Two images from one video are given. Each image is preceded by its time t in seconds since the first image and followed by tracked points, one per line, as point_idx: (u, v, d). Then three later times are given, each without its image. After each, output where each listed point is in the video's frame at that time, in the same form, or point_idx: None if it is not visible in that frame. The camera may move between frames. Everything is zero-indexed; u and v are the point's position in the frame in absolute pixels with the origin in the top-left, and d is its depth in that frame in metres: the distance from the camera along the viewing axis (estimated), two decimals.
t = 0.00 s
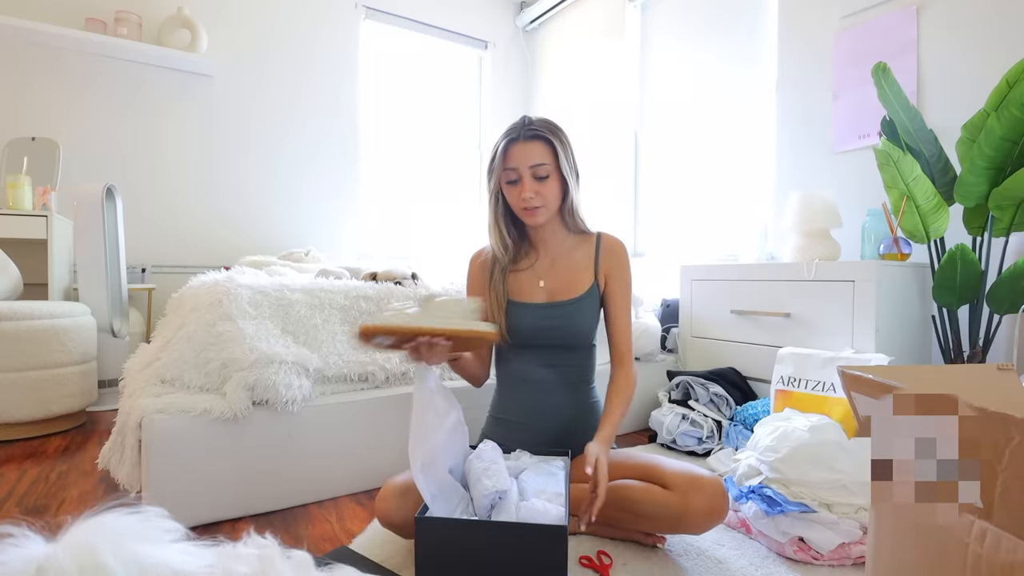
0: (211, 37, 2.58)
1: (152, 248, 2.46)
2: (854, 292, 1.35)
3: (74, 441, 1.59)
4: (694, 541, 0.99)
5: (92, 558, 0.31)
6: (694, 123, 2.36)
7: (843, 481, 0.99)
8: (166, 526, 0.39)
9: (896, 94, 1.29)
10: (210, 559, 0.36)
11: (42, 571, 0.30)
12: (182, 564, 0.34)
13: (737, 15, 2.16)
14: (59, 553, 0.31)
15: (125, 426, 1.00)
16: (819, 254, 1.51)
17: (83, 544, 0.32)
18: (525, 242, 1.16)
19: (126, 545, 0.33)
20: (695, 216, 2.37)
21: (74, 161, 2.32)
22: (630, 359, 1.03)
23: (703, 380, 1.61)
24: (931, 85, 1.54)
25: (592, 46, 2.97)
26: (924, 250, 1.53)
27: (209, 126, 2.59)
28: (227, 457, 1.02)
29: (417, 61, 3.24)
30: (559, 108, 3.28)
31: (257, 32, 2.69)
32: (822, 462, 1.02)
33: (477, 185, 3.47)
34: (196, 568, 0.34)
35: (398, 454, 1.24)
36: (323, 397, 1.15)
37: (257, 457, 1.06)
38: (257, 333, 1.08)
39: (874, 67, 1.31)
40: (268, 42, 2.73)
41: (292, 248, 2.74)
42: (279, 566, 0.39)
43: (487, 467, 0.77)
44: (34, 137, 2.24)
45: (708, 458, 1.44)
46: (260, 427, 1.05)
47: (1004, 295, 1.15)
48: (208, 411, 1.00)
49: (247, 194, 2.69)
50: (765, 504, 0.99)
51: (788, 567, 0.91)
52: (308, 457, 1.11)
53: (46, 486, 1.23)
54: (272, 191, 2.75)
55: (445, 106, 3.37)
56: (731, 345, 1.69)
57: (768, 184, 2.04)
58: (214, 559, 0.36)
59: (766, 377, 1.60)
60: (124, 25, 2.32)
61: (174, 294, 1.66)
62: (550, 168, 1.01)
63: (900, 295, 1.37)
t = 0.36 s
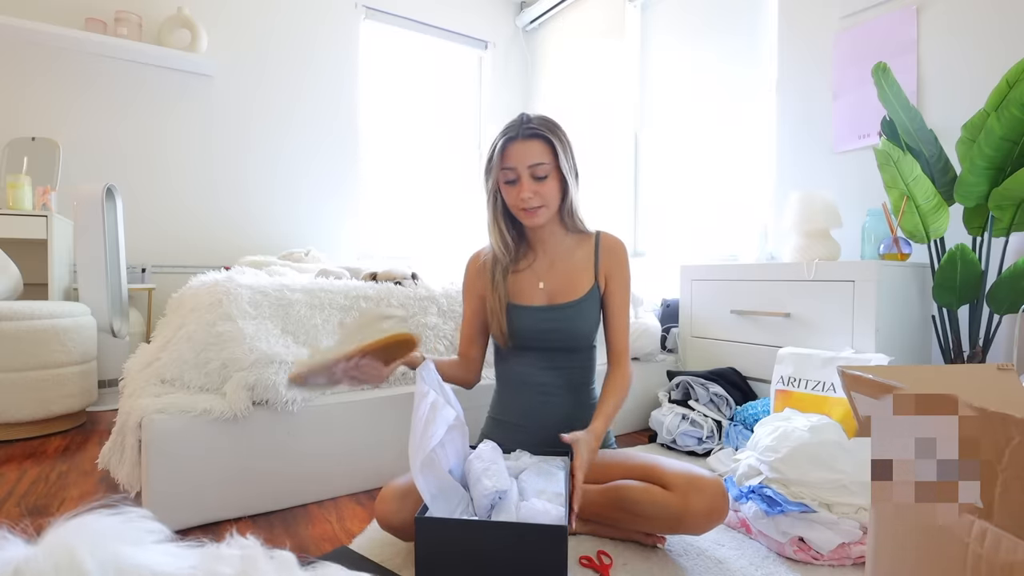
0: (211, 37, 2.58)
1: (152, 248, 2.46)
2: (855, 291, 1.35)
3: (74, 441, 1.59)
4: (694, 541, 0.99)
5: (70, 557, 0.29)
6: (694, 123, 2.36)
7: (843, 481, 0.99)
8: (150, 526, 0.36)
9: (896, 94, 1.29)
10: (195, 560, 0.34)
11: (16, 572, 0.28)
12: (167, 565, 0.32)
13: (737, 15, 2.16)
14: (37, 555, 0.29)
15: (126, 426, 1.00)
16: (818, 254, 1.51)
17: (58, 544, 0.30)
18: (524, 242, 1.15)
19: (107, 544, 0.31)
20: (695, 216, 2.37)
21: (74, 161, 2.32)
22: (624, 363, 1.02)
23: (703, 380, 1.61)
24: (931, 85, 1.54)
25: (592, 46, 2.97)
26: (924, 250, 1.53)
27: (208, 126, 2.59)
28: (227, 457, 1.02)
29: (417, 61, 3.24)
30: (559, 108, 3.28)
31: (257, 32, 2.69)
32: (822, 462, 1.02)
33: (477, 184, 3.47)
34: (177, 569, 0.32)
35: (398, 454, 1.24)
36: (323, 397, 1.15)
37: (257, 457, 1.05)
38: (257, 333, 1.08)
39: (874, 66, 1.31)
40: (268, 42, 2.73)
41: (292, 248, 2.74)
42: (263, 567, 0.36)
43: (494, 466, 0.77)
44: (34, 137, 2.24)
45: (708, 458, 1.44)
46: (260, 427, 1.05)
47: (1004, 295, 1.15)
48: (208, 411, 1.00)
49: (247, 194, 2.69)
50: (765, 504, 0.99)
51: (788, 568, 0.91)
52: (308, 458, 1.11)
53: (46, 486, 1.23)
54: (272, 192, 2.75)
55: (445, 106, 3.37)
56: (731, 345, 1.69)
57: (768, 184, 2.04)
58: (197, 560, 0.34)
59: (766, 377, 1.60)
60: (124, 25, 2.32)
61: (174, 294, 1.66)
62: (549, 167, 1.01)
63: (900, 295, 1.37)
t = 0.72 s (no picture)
0: (211, 37, 2.58)
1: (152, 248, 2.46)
2: (855, 291, 1.35)
3: (74, 441, 1.59)
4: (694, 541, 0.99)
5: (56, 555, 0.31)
6: (694, 123, 2.36)
7: (842, 481, 0.99)
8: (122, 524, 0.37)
9: (896, 94, 1.29)
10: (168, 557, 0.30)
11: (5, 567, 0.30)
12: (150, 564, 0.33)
13: (737, 14, 2.15)
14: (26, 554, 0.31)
15: (126, 426, 1.00)
16: (819, 254, 1.52)
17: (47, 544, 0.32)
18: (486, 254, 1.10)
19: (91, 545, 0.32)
20: (695, 215, 2.36)
21: (74, 161, 2.32)
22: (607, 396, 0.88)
23: (703, 380, 1.61)
24: (931, 86, 1.54)
25: (592, 46, 2.97)
26: (924, 250, 1.53)
27: (208, 126, 2.59)
28: (227, 457, 1.02)
29: (417, 62, 3.24)
30: (559, 108, 3.28)
31: (256, 31, 2.69)
32: (822, 463, 1.02)
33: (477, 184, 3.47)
34: (158, 567, 0.33)
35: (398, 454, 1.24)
36: (321, 397, 1.15)
37: (257, 457, 1.05)
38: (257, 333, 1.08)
39: (874, 67, 1.31)
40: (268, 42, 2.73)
41: (291, 248, 2.74)
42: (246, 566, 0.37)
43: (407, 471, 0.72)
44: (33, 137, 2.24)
45: (708, 458, 1.44)
46: (260, 427, 1.05)
47: (1004, 295, 1.15)
48: (208, 411, 1.00)
49: (247, 193, 2.69)
50: (765, 504, 0.99)
51: (788, 568, 0.91)
52: (308, 458, 1.11)
53: (46, 486, 1.23)
54: (271, 192, 2.75)
55: (445, 106, 3.37)
56: (731, 345, 1.69)
57: (768, 184, 2.04)
58: (181, 558, 0.35)
59: (766, 377, 1.60)
60: (124, 25, 2.32)
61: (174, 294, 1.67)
62: (477, 170, 0.94)
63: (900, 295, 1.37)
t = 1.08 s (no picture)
0: (211, 36, 2.58)
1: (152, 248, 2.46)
2: (855, 291, 1.35)
3: (74, 441, 1.59)
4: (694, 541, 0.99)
5: None
6: (694, 123, 2.36)
7: (842, 481, 1.00)
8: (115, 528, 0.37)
9: (896, 94, 1.29)
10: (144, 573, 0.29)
11: None
12: None
13: (737, 14, 2.15)
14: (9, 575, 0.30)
15: (126, 427, 1.00)
16: (819, 254, 1.52)
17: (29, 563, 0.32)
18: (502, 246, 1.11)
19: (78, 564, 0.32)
20: (695, 215, 2.36)
21: (74, 161, 2.32)
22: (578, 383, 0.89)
23: (703, 380, 1.61)
24: (931, 85, 1.54)
25: (592, 47, 2.97)
26: (924, 250, 1.53)
27: (208, 126, 2.59)
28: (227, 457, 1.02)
29: (417, 61, 3.23)
30: (559, 108, 3.28)
31: (257, 31, 2.69)
32: (822, 462, 1.02)
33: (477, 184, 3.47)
34: None
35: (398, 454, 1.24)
36: (322, 397, 1.15)
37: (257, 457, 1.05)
38: (257, 333, 1.08)
39: (874, 66, 1.31)
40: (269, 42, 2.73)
41: (291, 248, 2.74)
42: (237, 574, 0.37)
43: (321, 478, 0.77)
44: (33, 137, 2.24)
45: (708, 458, 1.44)
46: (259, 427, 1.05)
47: (1004, 295, 1.15)
48: (208, 411, 1.00)
49: (247, 193, 2.69)
50: (765, 504, 0.99)
51: (787, 567, 0.91)
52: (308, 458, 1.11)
53: (46, 486, 1.23)
54: (272, 192, 2.75)
55: (445, 106, 3.37)
56: (731, 345, 1.69)
57: (769, 184, 2.04)
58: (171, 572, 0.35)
59: (766, 377, 1.60)
60: (124, 24, 2.32)
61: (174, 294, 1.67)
62: (501, 158, 0.95)
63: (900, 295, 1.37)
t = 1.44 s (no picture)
0: (211, 37, 2.58)
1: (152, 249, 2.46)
2: (855, 291, 1.35)
3: (74, 441, 1.59)
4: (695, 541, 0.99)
5: None
6: (694, 123, 2.37)
7: (842, 481, 1.00)
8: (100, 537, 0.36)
9: (896, 94, 1.29)
10: None
11: None
12: None
13: (737, 14, 2.15)
14: None
15: (126, 426, 1.00)
16: (819, 254, 1.52)
17: None
18: (525, 239, 1.17)
19: None
20: (695, 215, 2.37)
21: (74, 161, 2.32)
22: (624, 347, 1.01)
23: (703, 380, 1.61)
24: (931, 86, 1.54)
25: (592, 47, 2.97)
26: (924, 250, 1.53)
27: (209, 126, 2.59)
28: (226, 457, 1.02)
29: (417, 61, 3.23)
30: (559, 108, 3.28)
31: (257, 31, 2.69)
32: (822, 462, 1.02)
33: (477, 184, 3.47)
34: None
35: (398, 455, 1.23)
36: (322, 397, 1.14)
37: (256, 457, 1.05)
38: (257, 333, 1.08)
39: (874, 66, 1.32)
40: (269, 42, 2.73)
41: (291, 248, 2.74)
42: None
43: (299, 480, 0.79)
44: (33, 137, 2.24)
45: (708, 458, 1.44)
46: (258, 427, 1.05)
47: (1004, 295, 1.15)
48: (207, 411, 1.00)
49: (247, 193, 2.69)
50: (765, 504, 0.99)
51: (788, 567, 0.91)
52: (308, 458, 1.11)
53: (46, 486, 1.23)
54: (272, 192, 2.75)
55: (445, 106, 3.37)
56: (731, 345, 1.69)
57: (768, 184, 2.04)
58: None
59: (766, 377, 1.60)
60: (124, 25, 2.32)
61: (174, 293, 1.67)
62: (537, 157, 1.02)
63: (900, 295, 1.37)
